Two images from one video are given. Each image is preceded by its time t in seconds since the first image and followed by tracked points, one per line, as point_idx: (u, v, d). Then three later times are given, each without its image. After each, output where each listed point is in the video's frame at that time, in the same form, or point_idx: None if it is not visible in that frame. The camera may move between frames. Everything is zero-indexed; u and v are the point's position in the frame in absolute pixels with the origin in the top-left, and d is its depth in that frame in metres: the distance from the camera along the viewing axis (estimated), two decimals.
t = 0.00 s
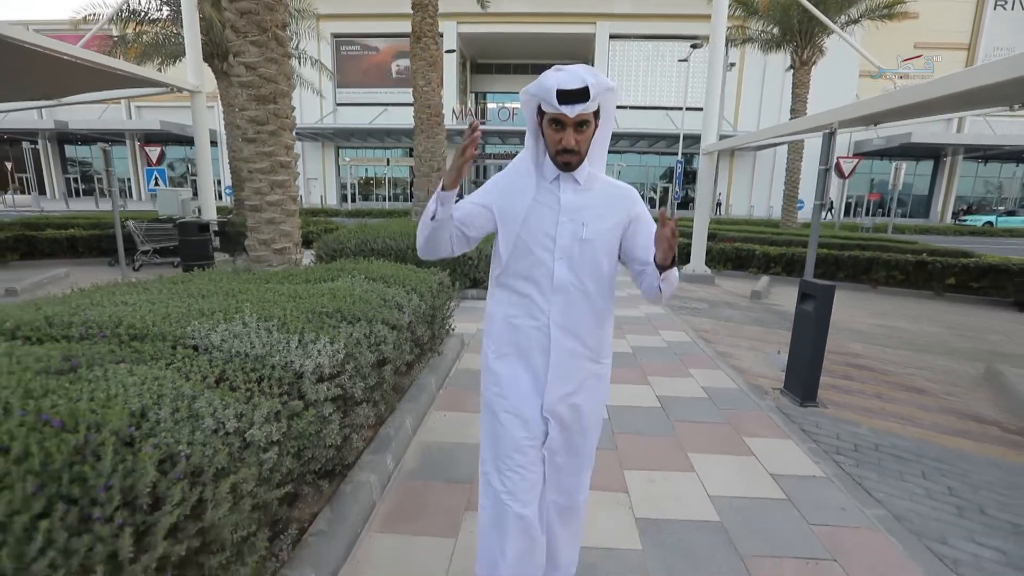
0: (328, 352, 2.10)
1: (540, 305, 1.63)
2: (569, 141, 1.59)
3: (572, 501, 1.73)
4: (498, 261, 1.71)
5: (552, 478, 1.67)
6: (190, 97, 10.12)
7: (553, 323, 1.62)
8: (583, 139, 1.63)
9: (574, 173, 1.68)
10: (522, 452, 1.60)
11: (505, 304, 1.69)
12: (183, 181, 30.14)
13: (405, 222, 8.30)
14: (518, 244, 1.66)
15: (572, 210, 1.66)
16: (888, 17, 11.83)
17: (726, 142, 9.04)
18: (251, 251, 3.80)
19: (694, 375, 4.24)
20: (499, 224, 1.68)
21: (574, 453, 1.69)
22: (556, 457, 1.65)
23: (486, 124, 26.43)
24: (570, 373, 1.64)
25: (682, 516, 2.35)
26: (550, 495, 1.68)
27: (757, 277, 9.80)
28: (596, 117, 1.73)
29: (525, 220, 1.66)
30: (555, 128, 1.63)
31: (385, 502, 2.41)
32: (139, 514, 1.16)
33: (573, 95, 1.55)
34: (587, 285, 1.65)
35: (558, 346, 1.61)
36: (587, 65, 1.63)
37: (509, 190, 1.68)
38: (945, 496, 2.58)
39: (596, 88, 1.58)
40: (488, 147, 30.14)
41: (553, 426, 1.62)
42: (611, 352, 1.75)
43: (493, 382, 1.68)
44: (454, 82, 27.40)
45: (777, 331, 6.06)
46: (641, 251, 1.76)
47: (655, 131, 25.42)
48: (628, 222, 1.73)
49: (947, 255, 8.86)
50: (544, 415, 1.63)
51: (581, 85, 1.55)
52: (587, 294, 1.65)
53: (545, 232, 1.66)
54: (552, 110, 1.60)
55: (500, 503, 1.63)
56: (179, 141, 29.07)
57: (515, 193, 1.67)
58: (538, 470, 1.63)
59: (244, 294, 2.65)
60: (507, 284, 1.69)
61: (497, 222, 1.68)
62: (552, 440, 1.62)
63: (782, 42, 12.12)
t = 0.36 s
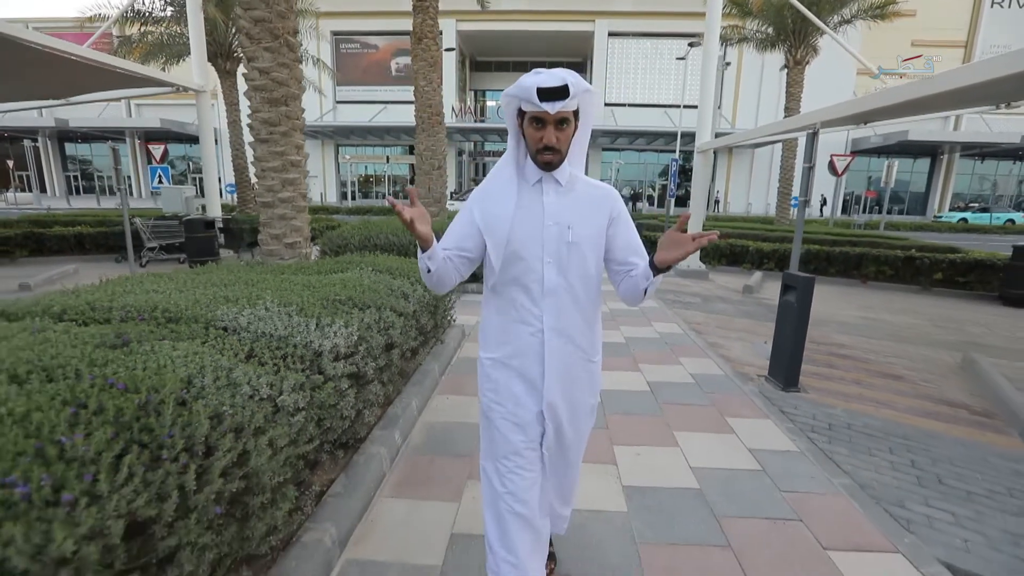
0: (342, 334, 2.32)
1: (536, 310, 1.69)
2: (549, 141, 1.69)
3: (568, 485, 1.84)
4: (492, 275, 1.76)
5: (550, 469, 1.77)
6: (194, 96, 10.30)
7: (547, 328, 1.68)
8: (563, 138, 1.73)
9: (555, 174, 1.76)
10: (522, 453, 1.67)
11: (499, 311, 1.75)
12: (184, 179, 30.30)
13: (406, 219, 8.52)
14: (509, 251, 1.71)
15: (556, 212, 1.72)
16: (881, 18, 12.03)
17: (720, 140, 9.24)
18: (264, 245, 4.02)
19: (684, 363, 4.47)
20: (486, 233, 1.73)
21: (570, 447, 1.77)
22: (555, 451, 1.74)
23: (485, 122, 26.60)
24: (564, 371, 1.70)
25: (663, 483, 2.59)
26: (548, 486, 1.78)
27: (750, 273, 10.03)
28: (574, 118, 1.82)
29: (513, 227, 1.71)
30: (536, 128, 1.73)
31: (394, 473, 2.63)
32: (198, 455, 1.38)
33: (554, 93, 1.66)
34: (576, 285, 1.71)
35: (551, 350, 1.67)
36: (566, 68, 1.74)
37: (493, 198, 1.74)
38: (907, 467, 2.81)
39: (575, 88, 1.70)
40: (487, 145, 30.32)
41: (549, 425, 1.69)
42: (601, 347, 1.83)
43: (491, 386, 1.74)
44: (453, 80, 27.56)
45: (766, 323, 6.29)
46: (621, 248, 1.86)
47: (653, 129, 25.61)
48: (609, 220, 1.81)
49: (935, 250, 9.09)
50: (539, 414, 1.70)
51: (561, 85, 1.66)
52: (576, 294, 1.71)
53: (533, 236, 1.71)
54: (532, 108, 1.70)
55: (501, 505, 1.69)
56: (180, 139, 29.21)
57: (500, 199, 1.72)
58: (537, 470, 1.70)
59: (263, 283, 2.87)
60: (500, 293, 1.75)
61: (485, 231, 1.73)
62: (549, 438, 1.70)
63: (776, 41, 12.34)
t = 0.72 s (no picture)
0: (357, 320, 2.55)
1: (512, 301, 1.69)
2: (536, 132, 1.69)
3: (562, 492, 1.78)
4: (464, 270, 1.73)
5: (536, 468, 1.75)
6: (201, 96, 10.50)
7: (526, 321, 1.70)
8: (549, 129, 1.73)
9: (540, 167, 1.78)
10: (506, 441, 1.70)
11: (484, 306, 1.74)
12: (186, 177, 30.52)
13: (408, 215, 8.74)
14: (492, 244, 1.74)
15: (540, 206, 1.76)
16: (875, 18, 12.24)
17: (715, 139, 9.45)
18: (277, 242, 4.25)
19: (675, 353, 4.71)
20: (470, 224, 1.74)
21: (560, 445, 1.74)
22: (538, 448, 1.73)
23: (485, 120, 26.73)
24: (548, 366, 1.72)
25: (650, 457, 2.84)
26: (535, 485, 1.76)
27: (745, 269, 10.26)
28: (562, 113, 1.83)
29: (496, 218, 1.74)
30: (522, 119, 1.73)
31: (404, 447, 2.88)
32: (244, 416, 1.61)
33: (541, 83, 1.67)
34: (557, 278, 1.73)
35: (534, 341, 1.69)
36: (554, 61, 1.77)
37: (476, 190, 1.74)
38: (876, 444, 3.06)
39: (563, 82, 1.73)
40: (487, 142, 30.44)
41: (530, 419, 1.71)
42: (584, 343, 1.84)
43: (476, 381, 1.76)
44: (453, 78, 27.70)
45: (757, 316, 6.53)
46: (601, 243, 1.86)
47: (652, 126, 25.79)
48: (589, 216, 1.84)
49: (925, 247, 9.30)
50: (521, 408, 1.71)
51: (549, 76, 1.68)
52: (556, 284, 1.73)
53: (516, 228, 1.74)
54: (521, 99, 1.71)
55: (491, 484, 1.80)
56: (181, 137, 29.35)
57: (485, 193, 1.73)
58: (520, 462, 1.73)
59: (281, 274, 3.11)
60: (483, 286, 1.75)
61: (469, 221, 1.75)
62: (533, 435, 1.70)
63: (772, 41, 12.55)
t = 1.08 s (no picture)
0: (367, 311, 2.79)
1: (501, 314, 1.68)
2: (532, 140, 1.69)
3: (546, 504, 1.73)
4: (455, 286, 1.75)
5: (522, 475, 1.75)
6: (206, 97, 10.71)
7: (514, 335, 1.68)
8: (546, 138, 1.74)
9: (534, 179, 1.77)
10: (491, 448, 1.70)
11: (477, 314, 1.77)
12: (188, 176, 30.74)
13: (410, 214, 8.98)
14: (484, 254, 1.75)
15: (532, 219, 1.74)
16: (867, 21, 12.47)
17: (709, 140, 9.67)
18: (287, 240, 4.50)
19: (665, 346, 4.95)
20: (464, 234, 1.76)
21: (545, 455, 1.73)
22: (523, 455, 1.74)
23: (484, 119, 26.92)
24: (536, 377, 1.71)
25: (636, 437, 3.09)
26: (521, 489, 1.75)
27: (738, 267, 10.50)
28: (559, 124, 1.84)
29: (488, 229, 1.73)
30: (519, 128, 1.73)
31: (409, 428, 3.13)
32: (275, 391, 1.85)
33: (539, 92, 1.68)
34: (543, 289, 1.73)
35: (523, 354, 1.68)
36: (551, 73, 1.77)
37: (471, 202, 1.75)
38: (846, 426, 3.31)
39: (560, 92, 1.73)
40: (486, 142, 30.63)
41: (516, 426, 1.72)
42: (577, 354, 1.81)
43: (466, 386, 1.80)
44: (453, 78, 27.87)
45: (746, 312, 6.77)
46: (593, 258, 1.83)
47: (650, 126, 26.02)
48: (584, 229, 1.80)
49: (913, 245, 9.54)
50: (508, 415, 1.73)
51: (546, 86, 1.70)
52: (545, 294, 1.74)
53: (510, 238, 1.74)
54: (519, 107, 1.71)
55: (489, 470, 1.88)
56: (182, 136, 29.55)
57: (477, 204, 1.74)
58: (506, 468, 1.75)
59: (295, 269, 3.36)
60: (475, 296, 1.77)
61: (464, 231, 1.76)
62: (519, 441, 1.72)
63: (766, 43, 12.78)
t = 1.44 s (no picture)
0: (376, 301, 3.01)
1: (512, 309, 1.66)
2: (548, 123, 1.67)
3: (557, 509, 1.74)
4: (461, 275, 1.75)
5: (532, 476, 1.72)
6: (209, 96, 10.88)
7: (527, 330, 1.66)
8: (561, 123, 1.72)
9: (552, 170, 1.74)
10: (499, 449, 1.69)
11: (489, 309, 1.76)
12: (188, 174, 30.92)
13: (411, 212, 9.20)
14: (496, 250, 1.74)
15: (548, 213, 1.72)
16: (860, 22, 12.67)
17: (704, 139, 9.88)
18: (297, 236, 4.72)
19: (657, 337, 5.18)
20: (477, 228, 1.77)
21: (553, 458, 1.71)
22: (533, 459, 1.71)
23: (483, 118, 27.06)
24: (549, 377, 1.68)
25: (627, 419, 3.33)
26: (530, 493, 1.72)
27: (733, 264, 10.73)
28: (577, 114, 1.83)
29: (503, 222, 1.73)
30: (534, 114, 1.73)
31: (415, 410, 3.36)
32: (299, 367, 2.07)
33: (553, 76, 1.69)
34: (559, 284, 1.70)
35: (535, 350, 1.65)
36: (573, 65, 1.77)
37: (486, 196, 1.76)
38: (823, 409, 3.55)
39: (574, 77, 1.72)
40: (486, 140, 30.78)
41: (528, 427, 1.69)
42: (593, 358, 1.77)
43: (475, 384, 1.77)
44: (453, 76, 28.00)
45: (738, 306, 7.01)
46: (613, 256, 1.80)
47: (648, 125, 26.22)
48: (603, 225, 1.78)
49: (902, 242, 9.79)
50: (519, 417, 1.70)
51: (561, 69, 1.70)
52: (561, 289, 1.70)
53: (524, 232, 1.72)
54: (534, 92, 1.72)
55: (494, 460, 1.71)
56: (183, 134, 29.69)
57: (493, 197, 1.75)
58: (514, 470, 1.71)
59: (308, 262, 3.59)
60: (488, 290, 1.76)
61: (478, 226, 1.76)
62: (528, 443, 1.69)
63: (761, 44, 12.99)
